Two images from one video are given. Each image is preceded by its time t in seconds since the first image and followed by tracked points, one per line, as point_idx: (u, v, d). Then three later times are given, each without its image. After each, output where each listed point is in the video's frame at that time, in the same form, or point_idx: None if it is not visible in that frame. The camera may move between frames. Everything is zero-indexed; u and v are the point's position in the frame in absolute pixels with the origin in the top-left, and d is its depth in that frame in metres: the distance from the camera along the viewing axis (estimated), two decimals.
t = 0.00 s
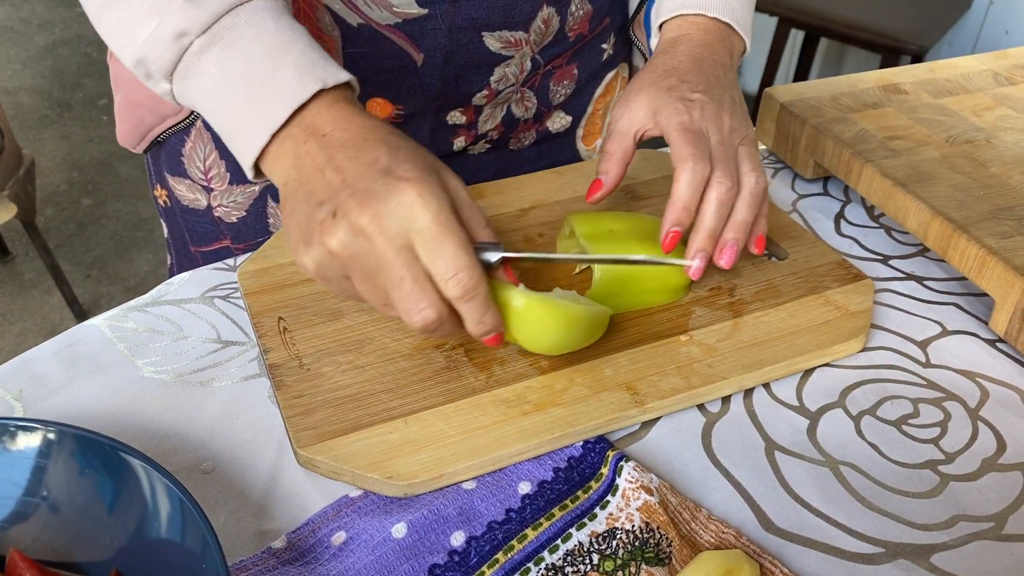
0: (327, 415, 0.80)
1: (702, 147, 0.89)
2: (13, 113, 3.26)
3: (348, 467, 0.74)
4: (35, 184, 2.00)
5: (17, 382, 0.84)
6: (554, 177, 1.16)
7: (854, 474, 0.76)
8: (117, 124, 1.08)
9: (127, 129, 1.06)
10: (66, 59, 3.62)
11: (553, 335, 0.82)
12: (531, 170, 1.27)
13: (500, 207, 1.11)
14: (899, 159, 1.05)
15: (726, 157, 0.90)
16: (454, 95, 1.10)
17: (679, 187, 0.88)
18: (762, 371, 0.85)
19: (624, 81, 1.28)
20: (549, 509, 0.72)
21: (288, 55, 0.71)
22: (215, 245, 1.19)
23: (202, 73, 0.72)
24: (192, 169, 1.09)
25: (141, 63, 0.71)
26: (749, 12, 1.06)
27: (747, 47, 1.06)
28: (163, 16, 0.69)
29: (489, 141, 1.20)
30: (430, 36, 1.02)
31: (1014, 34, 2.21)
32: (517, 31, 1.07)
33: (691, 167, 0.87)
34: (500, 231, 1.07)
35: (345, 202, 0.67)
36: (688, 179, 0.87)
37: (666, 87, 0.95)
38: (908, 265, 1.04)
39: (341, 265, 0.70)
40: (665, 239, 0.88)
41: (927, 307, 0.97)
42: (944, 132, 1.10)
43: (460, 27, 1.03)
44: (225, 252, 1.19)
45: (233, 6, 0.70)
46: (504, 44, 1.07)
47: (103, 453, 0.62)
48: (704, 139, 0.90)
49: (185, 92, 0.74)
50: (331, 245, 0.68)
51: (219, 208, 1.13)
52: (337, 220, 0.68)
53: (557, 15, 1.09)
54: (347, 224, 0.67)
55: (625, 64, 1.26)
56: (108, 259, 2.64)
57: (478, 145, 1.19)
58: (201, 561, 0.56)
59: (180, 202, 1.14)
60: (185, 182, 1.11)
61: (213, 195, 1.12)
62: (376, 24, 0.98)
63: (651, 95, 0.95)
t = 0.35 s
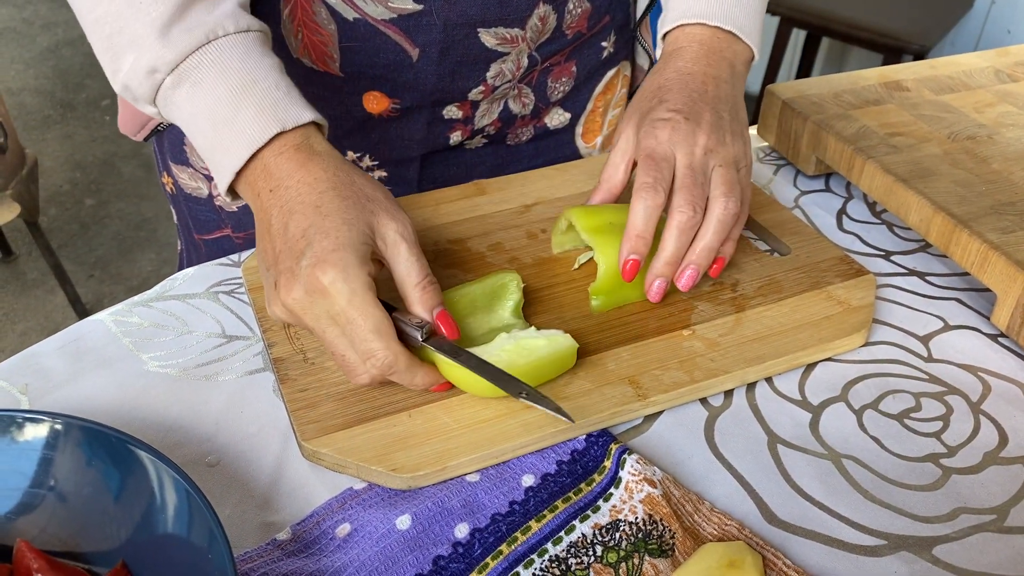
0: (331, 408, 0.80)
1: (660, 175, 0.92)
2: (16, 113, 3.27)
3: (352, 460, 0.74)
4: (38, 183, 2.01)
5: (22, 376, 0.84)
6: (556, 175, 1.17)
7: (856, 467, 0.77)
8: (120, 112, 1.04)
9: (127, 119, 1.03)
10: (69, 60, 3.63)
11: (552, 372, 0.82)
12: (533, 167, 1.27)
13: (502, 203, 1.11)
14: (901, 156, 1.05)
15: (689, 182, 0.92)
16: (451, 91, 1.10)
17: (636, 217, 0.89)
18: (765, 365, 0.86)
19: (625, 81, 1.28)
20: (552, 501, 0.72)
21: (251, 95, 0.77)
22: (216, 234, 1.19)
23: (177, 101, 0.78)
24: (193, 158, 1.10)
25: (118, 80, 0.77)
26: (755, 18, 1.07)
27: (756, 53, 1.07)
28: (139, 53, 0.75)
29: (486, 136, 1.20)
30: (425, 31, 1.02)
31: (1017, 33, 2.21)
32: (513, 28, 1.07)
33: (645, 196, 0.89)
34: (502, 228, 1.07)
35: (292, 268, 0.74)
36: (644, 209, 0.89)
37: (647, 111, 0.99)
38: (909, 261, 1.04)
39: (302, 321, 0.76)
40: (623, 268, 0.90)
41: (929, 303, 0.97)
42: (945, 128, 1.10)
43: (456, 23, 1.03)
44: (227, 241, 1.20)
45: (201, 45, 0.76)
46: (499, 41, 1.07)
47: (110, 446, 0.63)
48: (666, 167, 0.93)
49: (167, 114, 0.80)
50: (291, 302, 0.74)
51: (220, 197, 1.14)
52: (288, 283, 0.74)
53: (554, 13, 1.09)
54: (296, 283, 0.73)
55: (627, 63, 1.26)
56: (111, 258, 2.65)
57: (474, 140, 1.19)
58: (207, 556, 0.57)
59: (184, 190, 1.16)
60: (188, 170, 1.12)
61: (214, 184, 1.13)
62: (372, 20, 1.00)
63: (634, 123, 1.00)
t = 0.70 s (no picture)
0: (335, 406, 0.81)
1: (620, 157, 0.95)
2: (20, 113, 3.28)
3: (356, 457, 0.74)
4: (41, 183, 2.01)
5: (29, 374, 0.85)
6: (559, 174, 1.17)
7: (858, 465, 0.77)
8: (130, 126, 1.09)
9: (139, 130, 1.07)
10: (72, 61, 3.64)
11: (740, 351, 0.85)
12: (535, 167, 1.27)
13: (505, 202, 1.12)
14: (904, 155, 1.05)
15: (647, 162, 0.95)
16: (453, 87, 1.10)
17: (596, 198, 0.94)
18: (768, 363, 0.86)
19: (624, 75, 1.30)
20: (556, 499, 0.73)
21: (454, 108, 0.70)
22: (220, 236, 1.18)
23: (361, 127, 0.69)
24: (199, 161, 1.09)
25: (366, 127, 0.69)
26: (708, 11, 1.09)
27: (707, 45, 1.09)
28: (339, 73, 0.65)
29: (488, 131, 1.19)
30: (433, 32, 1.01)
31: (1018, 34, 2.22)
32: (518, 26, 1.07)
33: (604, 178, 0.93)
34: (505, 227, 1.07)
35: (550, 268, 0.72)
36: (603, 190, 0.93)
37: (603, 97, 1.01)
38: (912, 260, 1.04)
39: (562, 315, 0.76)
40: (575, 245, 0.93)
41: (931, 302, 0.97)
42: (948, 129, 1.10)
43: (464, 23, 1.02)
44: (231, 243, 1.18)
45: (396, 58, 0.67)
46: (505, 38, 1.07)
47: (116, 443, 0.63)
48: (626, 149, 0.96)
49: (346, 142, 0.71)
50: (524, 313, 0.79)
51: (225, 199, 1.13)
52: (547, 279, 0.73)
53: (557, 10, 1.10)
54: (557, 281, 0.72)
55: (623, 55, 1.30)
56: (114, 258, 2.66)
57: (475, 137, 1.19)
58: (213, 555, 0.57)
59: (187, 194, 1.14)
60: (192, 173, 1.11)
61: (219, 186, 1.11)
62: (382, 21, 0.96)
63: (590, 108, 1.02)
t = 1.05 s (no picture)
0: (332, 408, 0.81)
1: (638, 158, 0.95)
2: (21, 114, 3.29)
3: (352, 460, 0.74)
4: (42, 184, 2.01)
5: (26, 375, 0.85)
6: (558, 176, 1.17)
7: (854, 468, 0.77)
8: (123, 135, 1.08)
9: (134, 140, 1.06)
10: (74, 62, 3.64)
11: (795, 337, 0.87)
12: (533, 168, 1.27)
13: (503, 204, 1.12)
14: (901, 158, 1.05)
15: (665, 161, 0.96)
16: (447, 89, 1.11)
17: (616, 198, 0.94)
18: (764, 366, 0.86)
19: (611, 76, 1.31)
20: (551, 502, 0.73)
21: (397, 63, 0.68)
22: (211, 241, 1.19)
23: (305, 91, 0.68)
24: (189, 166, 1.10)
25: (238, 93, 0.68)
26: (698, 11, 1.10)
27: (699, 45, 1.11)
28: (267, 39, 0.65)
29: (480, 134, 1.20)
30: (424, 33, 1.01)
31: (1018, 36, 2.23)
32: (508, 27, 1.07)
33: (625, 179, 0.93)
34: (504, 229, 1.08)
35: (502, 202, 0.71)
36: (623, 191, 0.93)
37: (610, 94, 1.02)
38: (909, 263, 1.04)
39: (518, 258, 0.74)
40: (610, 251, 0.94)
41: (928, 305, 0.97)
42: (946, 131, 1.10)
43: (453, 25, 1.02)
44: (222, 247, 1.19)
45: (333, 21, 0.67)
46: (494, 40, 1.07)
47: (112, 444, 0.63)
48: (641, 150, 0.96)
49: (291, 115, 0.70)
50: (473, 257, 0.75)
51: (216, 204, 1.14)
52: (497, 217, 0.71)
53: (545, 11, 1.10)
54: (509, 218, 0.71)
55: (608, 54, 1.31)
56: (114, 259, 2.66)
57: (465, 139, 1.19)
58: (208, 559, 0.57)
59: (177, 199, 1.15)
60: (182, 179, 1.12)
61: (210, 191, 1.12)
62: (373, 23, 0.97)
63: (597, 107, 1.03)
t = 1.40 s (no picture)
0: (334, 408, 0.81)
1: (624, 210, 0.89)
2: (23, 115, 3.29)
3: (353, 460, 0.75)
4: (44, 183, 2.02)
5: (28, 375, 0.85)
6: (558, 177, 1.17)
7: (854, 469, 0.77)
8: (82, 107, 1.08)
9: (91, 111, 1.06)
10: (77, 63, 3.65)
11: (795, 339, 0.87)
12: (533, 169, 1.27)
13: (504, 205, 1.12)
14: (902, 160, 1.05)
15: (651, 214, 0.91)
16: (409, 89, 1.11)
17: (606, 255, 0.87)
18: (765, 367, 0.86)
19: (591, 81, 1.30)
20: (553, 502, 0.73)
21: None
22: (186, 233, 1.21)
23: (102, 11, 0.82)
24: (163, 157, 1.12)
25: (110, 17, 0.81)
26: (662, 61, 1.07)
27: (656, 97, 1.07)
28: None
29: (449, 137, 1.21)
30: (379, 31, 1.03)
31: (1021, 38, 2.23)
32: (469, 28, 1.08)
33: (615, 235, 0.87)
34: (505, 230, 1.08)
35: (255, 126, 0.77)
36: (614, 247, 0.87)
37: (580, 142, 0.95)
38: (910, 264, 1.05)
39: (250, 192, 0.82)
40: (589, 308, 0.87)
41: (929, 306, 0.97)
42: (946, 133, 1.10)
43: (410, 23, 1.04)
44: (196, 239, 1.21)
45: None
46: (456, 41, 1.08)
47: (114, 443, 0.63)
48: (626, 202, 0.90)
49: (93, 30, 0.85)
50: (229, 176, 0.80)
51: (188, 195, 1.16)
52: (251, 138, 0.77)
53: (510, 15, 1.10)
54: (262, 140, 0.77)
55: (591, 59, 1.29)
56: (116, 259, 2.66)
57: (436, 140, 1.20)
58: (210, 561, 0.57)
59: (154, 189, 1.17)
60: (158, 170, 1.14)
61: (183, 182, 1.15)
62: (327, 20, 1.00)
63: (566, 153, 0.95)
